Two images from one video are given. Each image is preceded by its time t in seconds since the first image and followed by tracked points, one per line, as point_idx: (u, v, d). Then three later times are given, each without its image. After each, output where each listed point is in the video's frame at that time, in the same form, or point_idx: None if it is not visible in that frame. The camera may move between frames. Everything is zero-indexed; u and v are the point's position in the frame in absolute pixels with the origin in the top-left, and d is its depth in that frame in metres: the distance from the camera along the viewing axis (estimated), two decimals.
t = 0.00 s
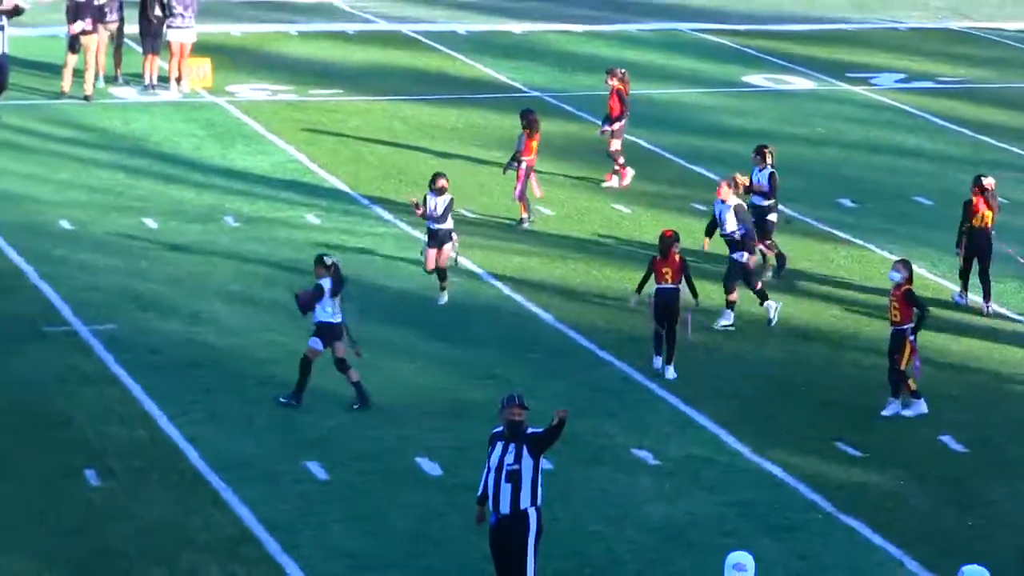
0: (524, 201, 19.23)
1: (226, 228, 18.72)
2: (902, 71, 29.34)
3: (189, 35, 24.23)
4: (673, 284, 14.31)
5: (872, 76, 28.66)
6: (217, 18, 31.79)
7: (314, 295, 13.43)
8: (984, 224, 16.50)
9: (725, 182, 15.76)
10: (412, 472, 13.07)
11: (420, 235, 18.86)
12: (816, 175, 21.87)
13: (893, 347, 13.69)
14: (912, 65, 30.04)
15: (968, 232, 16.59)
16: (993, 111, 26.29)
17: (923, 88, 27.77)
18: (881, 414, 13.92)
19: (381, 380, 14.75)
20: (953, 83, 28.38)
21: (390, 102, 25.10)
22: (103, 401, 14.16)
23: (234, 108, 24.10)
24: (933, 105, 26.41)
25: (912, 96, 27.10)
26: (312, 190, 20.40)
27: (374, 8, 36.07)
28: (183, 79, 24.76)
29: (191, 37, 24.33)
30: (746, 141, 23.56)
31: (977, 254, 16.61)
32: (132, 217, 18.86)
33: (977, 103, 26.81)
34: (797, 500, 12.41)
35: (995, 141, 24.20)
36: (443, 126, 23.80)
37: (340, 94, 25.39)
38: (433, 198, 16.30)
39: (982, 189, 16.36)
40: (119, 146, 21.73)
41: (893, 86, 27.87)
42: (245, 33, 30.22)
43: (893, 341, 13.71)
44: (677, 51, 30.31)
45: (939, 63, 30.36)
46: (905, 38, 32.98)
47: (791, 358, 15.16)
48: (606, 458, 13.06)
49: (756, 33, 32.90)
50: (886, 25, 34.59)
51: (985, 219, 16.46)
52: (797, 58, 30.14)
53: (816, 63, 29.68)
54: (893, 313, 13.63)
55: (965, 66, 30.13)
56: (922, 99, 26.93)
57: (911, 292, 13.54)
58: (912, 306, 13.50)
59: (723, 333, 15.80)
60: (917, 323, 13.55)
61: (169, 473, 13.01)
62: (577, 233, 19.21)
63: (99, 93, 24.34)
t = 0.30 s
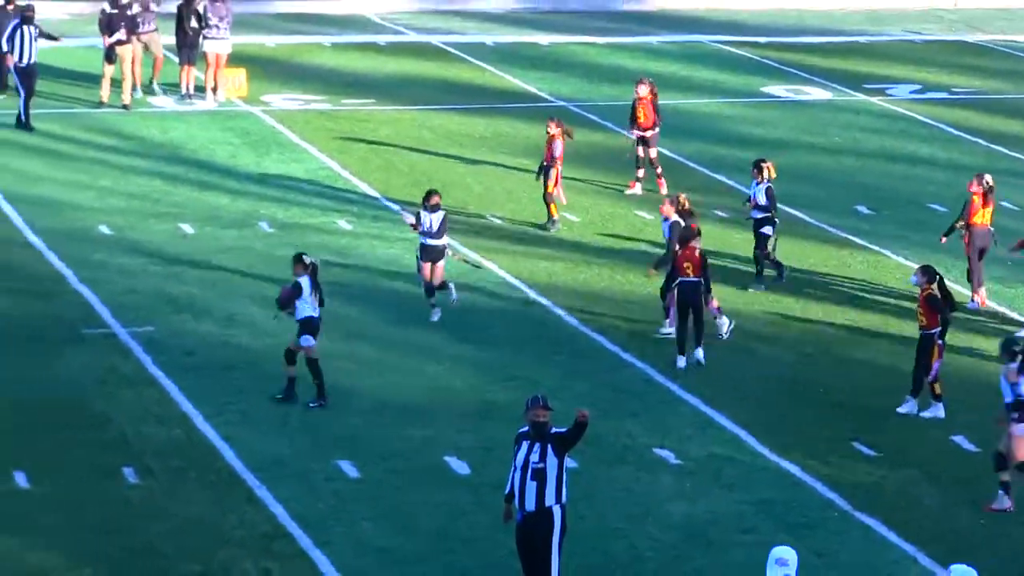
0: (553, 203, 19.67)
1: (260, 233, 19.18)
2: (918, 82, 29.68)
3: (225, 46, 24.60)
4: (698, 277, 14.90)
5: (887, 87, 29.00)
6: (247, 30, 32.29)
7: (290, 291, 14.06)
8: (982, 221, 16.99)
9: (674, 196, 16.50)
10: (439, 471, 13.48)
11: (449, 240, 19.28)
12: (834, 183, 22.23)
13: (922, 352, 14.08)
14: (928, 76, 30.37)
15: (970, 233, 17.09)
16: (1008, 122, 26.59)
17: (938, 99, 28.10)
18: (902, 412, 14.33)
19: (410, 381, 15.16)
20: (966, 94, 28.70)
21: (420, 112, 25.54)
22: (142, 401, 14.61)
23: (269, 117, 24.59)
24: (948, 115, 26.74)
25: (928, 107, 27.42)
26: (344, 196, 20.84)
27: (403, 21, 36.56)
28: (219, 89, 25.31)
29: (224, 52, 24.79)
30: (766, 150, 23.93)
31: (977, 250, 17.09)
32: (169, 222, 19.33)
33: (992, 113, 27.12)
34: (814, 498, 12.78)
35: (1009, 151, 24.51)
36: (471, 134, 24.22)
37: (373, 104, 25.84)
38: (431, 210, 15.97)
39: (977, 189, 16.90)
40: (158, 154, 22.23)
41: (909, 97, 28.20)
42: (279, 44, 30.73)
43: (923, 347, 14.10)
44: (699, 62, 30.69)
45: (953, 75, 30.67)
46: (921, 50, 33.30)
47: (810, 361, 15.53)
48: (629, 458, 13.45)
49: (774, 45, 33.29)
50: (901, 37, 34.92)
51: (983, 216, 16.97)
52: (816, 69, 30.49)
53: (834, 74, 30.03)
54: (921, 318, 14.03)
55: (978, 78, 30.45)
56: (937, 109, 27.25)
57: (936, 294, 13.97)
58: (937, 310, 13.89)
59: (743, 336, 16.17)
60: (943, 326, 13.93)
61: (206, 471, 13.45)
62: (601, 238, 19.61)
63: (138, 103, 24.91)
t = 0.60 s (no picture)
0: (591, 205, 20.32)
1: (291, 237, 19.63)
2: (930, 93, 30.02)
3: (255, 55, 25.16)
4: (722, 278, 15.43)
5: (900, 97, 29.35)
6: (275, 40, 32.79)
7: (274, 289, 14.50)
8: (980, 223, 17.47)
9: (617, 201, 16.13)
10: (464, 469, 13.89)
11: (474, 245, 19.70)
12: (848, 190, 22.60)
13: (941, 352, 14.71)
14: (941, 87, 30.71)
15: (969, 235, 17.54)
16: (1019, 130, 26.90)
17: (950, 109, 28.43)
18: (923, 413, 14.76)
19: (436, 382, 15.58)
20: (977, 104, 29.03)
21: (446, 120, 25.98)
22: (176, 400, 15.06)
23: (300, 125, 25.07)
24: (959, 125, 27.07)
25: (940, 116, 27.75)
26: (371, 202, 21.30)
27: (429, 32, 37.06)
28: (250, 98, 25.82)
29: (256, 58, 25.21)
30: (783, 157, 24.31)
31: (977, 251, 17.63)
32: (202, 227, 19.80)
33: (1002, 122, 27.45)
34: (828, 496, 13.16)
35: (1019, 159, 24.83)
36: (496, 142, 24.65)
37: (401, 112, 26.30)
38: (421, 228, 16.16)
39: (976, 193, 17.32)
40: (192, 161, 22.74)
41: (921, 106, 28.54)
42: (309, 53, 31.24)
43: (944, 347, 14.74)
44: (717, 72, 31.10)
45: (963, 85, 31.02)
46: (934, 61, 33.63)
47: (825, 363, 15.91)
48: (648, 457, 13.84)
49: (791, 55, 33.68)
50: (913, 49, 35.29)
51: (982, 218, 17.43)
52: (831, 79, 30.86)
53: (847, 84, 30.39)
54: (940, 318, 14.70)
55: (988, 88, 30.77)
56: (949, 119, 27.58)
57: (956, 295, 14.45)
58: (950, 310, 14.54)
59: (760, 339, 16.56)
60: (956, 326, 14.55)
61: (238, 468, 13.88)
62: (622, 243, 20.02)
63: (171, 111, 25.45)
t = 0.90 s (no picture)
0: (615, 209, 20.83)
1: (319, 240, 20.14)
2: (938, 101, 30.44)
3: (286, 66, 25.72)
4: (739, 273, 16.00)
5: (909, 105, 29.76)
6: (302, 50, 33.36)
7: (250, 292, 15.08)
8: (977, 221, 18.23)
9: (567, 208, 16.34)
10: (488, 466, 14.37)
11: (496, 248, 20.19)
12: (860, 195, 23.03)
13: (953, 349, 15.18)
14: (949, 95, 31.12)
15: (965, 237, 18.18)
16: None
17: (958, 117, 28.84)
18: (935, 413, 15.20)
19: (460, 381, 16.07)
20: (984, 112, 29.43)
21: (468, 126, 26.49)
22: (209, 398, 15.57)
23: (328, 131, 25.62)
24: (967, 132, 27.47)
25: (949, 124, 28.15)
26: (397, 205, 21.81)
27: (451, 41, 37.66)
28: (281, 105, 26.40)
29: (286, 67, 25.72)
30: (796, 163, 24.75)
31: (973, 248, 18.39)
32: (233, 230, 20.33)
33: (1011, 130, 27.84)
34: (840, 491, 13.61)
35: None
36: (519, 148, 25.14)
37: (426, 120, 26.81)
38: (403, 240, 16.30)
39: (967, 192, 18.14)
40: (223, 166, 23.30)
41: (930, 114, 28.95)
42: (337, 62, 31.79)
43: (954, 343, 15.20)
44: (733, 80, 31.55)
45: (972, 93, 31.42)
46: (944, 70, 34.03)
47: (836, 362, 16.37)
48: (666, 453, 14.30)
49: (805, 64, 34.15)
50: (922, 58, 35.71)
51: (976, 216, 18.23)
52: (843, 88, 31.28)
53: (858, 92, 30.81)
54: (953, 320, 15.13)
55: (996, 96, 31.17)
56: (958, 126, 27.97)
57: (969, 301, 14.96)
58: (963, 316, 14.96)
59: (773, 339, 17.03)
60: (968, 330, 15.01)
61: (268, 464, 14.36)
62: (640, 246, 20.49)
63: (204, 118, 26.03)
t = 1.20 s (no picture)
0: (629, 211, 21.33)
1: (344, 242, 20.69)
2: (942, 107, 30.89)
3: (312, 73, 26.36)
4: (744, 265, 17.06)
5: (914, 112, 30.17)
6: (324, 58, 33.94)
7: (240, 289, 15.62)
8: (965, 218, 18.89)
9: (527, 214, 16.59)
10: (507, 460, 14.86)
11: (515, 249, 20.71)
12: (869, 199, 23.51)
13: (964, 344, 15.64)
14: (950, 102, 31.56)
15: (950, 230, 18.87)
16: None
17: (962, 123, 29.27)
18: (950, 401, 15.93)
19: (481, 378, 16.58)
20: (987, 118, 29.86)
21: (485, 131, 27.01)
22: (238, 395, 16.10)
23: (352, 137, 26.18)
24: (971, 137, 27.91)
25: (954, 129, 28.59)
26: (419, 209, 22.33)
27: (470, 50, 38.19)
28: (306, 111, 26.96)
29: (312, 72, 26.27)
30: (806, 168, 25.22)
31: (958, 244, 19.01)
32: (261, 232, 20.88)
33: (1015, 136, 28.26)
34: (848, 485, 14.08)
35: None
36: (537, 152, 25.68)
37: (448, 125, 27.35)
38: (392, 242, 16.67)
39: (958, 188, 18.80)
40: (250, 171, 23.87)
41: (935, 120, 29.39)
42: (361, 70, 32.34)
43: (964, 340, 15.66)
44: (744, 87, 32.02)
45: (977, 100, 31.81)
46: (949, 78, 34.46)
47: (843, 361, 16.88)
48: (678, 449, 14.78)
49: (816, 72, 34.60)
50: (928, 66, 36.12)
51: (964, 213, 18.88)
52: (851, 95, 31.73)
53: (865, 99, 31.27)
54: (963, 314, 15.62)
55: (1000, 103, 31.60)
56: (963, 132, 28.41)
57: (980, 295, 15.60)
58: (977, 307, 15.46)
59: (783, 339, 17.52)
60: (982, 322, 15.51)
61: (295, 456, 14.87)
62: (653, 248, 20.99)
63: (233, 125, 26.62)
